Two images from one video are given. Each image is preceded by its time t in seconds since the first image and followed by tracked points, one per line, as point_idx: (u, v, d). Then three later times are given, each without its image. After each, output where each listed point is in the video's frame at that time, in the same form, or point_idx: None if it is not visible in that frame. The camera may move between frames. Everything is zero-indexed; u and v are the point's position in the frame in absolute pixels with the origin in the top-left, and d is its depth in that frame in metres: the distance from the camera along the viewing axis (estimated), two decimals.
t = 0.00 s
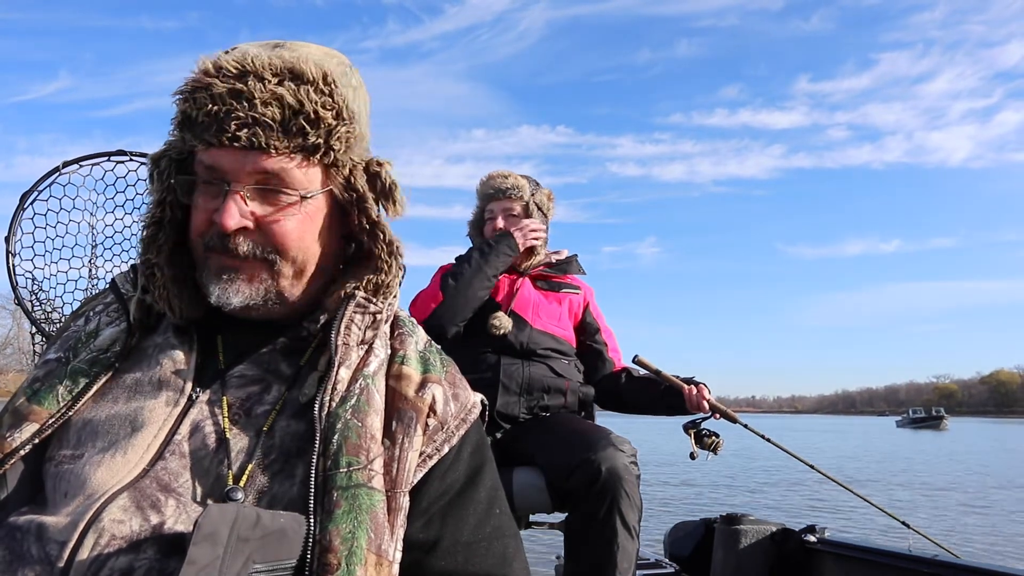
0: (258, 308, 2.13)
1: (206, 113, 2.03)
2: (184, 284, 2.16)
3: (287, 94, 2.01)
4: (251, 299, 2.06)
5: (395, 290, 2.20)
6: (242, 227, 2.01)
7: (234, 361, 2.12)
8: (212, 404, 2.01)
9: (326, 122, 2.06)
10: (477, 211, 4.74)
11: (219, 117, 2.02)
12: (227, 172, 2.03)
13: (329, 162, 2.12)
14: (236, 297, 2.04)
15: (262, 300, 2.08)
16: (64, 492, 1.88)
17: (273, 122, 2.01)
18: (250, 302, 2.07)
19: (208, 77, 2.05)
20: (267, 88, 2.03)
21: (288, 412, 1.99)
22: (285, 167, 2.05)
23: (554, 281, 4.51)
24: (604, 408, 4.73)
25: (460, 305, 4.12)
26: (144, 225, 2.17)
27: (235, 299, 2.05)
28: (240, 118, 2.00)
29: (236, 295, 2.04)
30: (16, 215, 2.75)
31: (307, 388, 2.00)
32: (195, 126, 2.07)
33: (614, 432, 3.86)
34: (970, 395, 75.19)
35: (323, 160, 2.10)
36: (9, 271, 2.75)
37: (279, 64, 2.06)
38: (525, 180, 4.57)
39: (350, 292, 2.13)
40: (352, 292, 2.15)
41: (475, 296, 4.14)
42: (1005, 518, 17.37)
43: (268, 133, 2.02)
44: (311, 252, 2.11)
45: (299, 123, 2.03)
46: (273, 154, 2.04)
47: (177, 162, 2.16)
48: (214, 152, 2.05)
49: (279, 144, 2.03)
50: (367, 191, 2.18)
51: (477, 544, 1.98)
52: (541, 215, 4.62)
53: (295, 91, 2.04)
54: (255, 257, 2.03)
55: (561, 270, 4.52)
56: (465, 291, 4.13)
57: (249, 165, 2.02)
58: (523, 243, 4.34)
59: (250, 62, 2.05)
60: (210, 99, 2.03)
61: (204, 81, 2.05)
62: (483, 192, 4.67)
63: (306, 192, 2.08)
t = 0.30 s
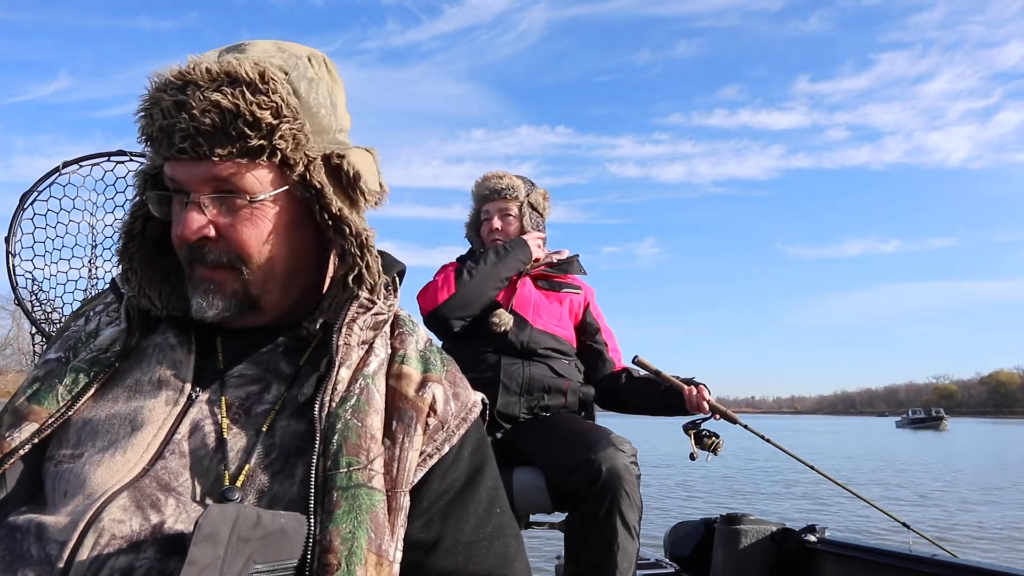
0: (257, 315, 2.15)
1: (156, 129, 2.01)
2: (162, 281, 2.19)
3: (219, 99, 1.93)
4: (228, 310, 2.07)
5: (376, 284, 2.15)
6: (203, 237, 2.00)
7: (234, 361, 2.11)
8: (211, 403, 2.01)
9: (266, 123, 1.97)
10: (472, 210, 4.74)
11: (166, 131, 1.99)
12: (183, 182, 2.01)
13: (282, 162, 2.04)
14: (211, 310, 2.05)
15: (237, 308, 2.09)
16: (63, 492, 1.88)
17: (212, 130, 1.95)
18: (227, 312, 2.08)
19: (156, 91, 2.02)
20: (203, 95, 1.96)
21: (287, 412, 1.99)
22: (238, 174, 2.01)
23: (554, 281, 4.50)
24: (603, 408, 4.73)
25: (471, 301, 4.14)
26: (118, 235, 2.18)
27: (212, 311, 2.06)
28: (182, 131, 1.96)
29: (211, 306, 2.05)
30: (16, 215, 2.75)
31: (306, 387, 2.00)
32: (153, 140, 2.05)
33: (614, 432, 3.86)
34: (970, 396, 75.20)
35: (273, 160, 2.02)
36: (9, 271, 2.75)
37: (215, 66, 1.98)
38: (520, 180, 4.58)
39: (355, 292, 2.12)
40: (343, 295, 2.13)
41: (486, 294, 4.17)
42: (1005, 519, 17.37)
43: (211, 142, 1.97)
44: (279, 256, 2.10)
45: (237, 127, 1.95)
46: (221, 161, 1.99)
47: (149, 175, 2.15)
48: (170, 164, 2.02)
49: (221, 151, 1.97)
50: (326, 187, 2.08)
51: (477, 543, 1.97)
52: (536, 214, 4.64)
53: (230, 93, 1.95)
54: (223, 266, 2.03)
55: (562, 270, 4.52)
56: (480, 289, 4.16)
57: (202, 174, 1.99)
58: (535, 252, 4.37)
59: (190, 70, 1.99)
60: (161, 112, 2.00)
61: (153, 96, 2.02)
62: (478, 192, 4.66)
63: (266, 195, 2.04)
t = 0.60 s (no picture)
0: (244, 316, 2.14)
1: (141, 127, 2.00)
2: (155, 278, 2.18)
3: (200, 98, 1.91)
4: (216, 312, 2.07)
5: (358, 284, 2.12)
6: (188, 237, 1.99)
7: (230, 360, 2.10)
8: (208, 403, 1.99)
9: (248, 121, 1.95)
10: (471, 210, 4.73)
11: (150, 130, 1.98)
12: (169, 181, 2.01)
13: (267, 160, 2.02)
14: (199, 312, 2.06)
15: (226, 310, 2.09)
16: (60, 492, 1.87)
17: (195, 129, 1.94)
18: (215, 315, 2.08)
19: (142, 89, 2.01)
20: (186, 93, 1.94)
21: (284, 411, 1.98)
22: (220, 171, 2.00)
23: (554, 281, 4.49)
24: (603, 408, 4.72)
25: (472, 308, 4.12)
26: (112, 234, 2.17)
27: (200, 314, 2.06)
28: (165, 130, 1.95)
29: (200, 310, 2.06)
30: (16, 215, 2.74)
31: (302, 386, 2.00)
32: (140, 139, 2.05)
33: (614, 432, 3.85)
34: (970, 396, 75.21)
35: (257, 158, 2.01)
36: (9, 271, 2.74)
37: (199, 64, 1.96)
38: (522, 181, 4.58)
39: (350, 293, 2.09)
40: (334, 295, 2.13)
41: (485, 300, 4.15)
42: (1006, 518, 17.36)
43: (194, 140, 1.95)
44: (265, 256, 2.08)
45: (219, 126, 1.94)
46: (205, 160, 1.98)
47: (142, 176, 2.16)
48: (157, 161, 2.02)
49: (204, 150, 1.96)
50: (310, 185, 2.06)
51: (476, 542, 1.96)
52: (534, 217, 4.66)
53: (213, 92, 1.93)
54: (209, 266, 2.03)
55: (561, 270, 4.51)
56: (477, 297, 4.13)
57: (186, 173, 1.99)
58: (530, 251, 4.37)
59: (174, 68, 1.98)
60: (146, 110, 1.98)
61: (140, 94, 2.01)
62: (479, 192, 4.64)
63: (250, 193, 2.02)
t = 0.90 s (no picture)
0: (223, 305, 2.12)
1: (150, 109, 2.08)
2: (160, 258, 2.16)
3: (191, 82, 1.95)
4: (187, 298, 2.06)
5: (285, 304, 2.00)
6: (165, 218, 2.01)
7: (231, 360, 2.10)
8: (209, 403, 1.99)
9: (231, 110, 1.95)
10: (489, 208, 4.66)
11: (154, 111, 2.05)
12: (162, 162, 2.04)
13: (248, 154, 1.99)
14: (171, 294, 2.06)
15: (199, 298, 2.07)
16: (61, 492, 1.87)
17: (184, 112, 1.97)
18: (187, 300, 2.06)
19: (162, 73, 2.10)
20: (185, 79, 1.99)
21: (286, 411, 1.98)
22: (205, 157, 1.99)
23: (554, 281, 4.49)
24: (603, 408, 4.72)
25: (447, 310, 4.10)
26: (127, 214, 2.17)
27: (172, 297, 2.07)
28: (161, 111, 2.01)
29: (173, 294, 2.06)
30: (16, 215, 2.74)
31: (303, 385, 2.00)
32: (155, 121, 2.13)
33: (614, 432, 3.85)
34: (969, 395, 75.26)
35: (237, 150, 1.99)
36: (9, 271, 2.73)
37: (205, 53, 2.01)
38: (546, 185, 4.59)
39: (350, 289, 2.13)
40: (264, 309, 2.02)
41: (460, 299, 4.13)
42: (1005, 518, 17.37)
43: (184, 124, 1.99)
44: (236, 248, 2.02)
45: (206, 112, 1.96)
46: (194, 145, 2.00)
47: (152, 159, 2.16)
48: (159, 144, 2.07)
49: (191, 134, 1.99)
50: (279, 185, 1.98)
51: (477, 542, 1.96)
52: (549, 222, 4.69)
53: (207, 79, 1.97)
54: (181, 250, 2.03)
55: (561, 270, 4.51)
56: (450, 297, 4.10)
57: (174, 155, 2.02)
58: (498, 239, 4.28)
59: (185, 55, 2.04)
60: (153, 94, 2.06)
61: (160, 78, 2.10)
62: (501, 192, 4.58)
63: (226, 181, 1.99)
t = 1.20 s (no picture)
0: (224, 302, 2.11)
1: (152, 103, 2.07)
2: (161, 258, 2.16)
3: (198, 76, 1.94)
4: (187, 295, 2.06)
5: (289, 296, 2.00)
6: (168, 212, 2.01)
7: (232, 359, 2.11)
8: (208, 403, 2.00)
9: (238, 105, 1.95)
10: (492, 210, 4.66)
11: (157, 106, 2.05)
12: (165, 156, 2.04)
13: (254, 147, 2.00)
14: (173, 290, 2.06)
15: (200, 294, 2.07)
16: (61, 492, 1.87)
17: (190, 106, 1.97)
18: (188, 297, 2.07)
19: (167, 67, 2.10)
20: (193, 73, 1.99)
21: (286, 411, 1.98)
22: (210, 150, 1.99)
23: (554, 281, 4.50)
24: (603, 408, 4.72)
25: (442, 311, 4.11)
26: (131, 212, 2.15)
27: (173, 293, 2.07)
28: (167, 106, 2.01)
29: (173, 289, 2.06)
30: (16, 215, 2.74)
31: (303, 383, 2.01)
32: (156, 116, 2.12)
33: (613, 432, 3.85)
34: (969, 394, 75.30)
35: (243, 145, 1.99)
36: (9, 271, 2.74)
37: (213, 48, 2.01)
38: (549, 188, 4.60)
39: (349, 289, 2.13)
40: (267, 302, 2.02)
41: (454, 301, 4.13)
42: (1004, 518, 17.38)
43: (190, 118, 1.99)
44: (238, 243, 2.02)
45: (212, 105, 1.96)
46: (198, 139, 2.00)
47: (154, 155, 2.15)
48: (164, 138, 2.07)
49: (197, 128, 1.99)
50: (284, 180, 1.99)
51: (476, 542, 1.97)
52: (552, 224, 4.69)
53: (215, 74, 1.97)
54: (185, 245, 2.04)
55: (561, 270, 4.52)
56: (445, 299, 4.11)
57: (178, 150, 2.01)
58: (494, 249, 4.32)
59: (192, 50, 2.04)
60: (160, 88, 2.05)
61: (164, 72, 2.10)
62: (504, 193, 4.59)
63: (230, 176, 2.00)
